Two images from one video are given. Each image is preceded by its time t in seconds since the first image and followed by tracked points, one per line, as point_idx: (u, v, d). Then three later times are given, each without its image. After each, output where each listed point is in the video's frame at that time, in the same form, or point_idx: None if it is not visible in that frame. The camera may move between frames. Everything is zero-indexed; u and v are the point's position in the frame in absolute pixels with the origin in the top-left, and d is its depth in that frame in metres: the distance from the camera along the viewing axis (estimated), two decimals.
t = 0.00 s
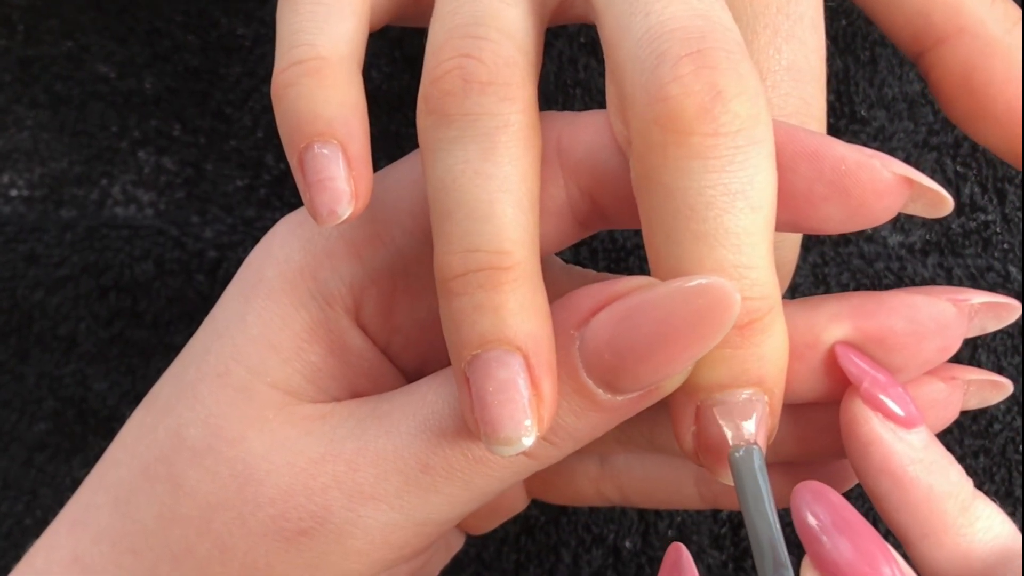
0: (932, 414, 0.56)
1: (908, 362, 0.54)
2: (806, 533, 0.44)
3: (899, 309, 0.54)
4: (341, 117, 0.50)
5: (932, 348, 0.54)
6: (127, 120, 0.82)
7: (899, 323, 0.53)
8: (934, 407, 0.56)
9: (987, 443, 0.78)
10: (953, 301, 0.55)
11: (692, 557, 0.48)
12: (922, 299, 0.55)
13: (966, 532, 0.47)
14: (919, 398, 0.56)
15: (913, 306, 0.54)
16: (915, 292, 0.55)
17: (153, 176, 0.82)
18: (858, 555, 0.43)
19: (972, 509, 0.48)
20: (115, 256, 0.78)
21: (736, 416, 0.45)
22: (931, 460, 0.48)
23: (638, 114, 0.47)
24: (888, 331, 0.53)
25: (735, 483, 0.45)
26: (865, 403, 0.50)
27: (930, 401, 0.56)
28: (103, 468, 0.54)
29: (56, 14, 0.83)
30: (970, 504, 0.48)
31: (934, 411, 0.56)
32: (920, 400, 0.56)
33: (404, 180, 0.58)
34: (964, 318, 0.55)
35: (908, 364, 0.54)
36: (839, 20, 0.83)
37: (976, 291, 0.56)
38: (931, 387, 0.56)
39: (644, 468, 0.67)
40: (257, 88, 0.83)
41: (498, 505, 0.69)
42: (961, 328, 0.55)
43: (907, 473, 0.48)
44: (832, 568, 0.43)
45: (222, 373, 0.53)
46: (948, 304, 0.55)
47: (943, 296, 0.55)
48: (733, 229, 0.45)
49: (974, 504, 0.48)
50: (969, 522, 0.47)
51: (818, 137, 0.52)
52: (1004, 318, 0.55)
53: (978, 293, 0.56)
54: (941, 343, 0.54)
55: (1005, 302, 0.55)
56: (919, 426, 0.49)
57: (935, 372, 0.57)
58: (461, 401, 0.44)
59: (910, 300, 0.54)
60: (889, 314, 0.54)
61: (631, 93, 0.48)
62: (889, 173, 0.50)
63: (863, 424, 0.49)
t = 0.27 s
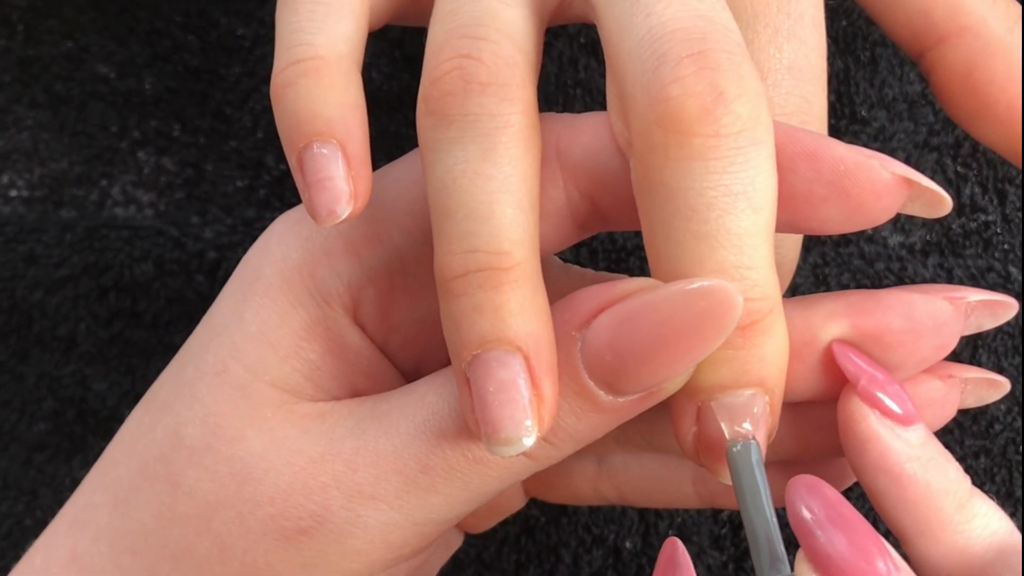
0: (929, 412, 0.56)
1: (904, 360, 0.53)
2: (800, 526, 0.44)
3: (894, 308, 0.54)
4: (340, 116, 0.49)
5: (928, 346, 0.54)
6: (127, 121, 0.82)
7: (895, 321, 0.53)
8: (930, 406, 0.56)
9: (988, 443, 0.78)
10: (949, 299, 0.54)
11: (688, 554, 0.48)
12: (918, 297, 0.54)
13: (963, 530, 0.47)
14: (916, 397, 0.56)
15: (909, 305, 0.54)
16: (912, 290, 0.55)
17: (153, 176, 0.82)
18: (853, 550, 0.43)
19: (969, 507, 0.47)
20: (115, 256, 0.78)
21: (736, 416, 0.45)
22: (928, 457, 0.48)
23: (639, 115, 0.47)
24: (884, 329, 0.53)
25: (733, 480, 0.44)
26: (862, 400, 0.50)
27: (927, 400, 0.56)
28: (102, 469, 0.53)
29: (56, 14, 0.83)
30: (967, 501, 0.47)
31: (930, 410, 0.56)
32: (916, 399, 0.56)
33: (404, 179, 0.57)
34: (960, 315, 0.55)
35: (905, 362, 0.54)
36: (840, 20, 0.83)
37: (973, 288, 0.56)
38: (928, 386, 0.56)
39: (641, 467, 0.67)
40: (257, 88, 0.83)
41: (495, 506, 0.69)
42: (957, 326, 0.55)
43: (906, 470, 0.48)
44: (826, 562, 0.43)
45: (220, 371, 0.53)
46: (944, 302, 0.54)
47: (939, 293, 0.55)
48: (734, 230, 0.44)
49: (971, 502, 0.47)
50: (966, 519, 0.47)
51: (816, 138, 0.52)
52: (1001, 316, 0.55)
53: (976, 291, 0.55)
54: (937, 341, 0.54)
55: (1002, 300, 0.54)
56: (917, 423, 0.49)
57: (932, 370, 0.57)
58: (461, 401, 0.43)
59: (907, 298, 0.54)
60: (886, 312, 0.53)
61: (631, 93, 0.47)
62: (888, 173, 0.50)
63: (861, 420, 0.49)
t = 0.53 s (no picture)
0: (924, 417, 0.56)
1: (897, 365, 0.54)
2: (826, 542, 0.44)
3: (888, 313, 0.54)
4: (340, 115, 0.49)
5: (922, 351, 0.54)
6: (127, 120, 0.82)
7: (888, 326, 0.53)
8: (926, 411, 0.56)
9: (987, 442, 0.78)
10: (944, 306, 0.55)
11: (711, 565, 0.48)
12: (912, 304, 0.55)
13: (963, 532, 0.47)
14: (911, 402, 0.56)
15: (903, 310, 0.54)
16: (907, 296, 0.56)
17: (153, 176, 0.82)
18: (880, 564, 0.43)
19: (969, 509, 0.48)
20: (115, 256, 0.78)
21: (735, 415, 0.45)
22: (927, 461, 0.48)
23: (640, 113, 0.47)
24: (877, 335, 0.54)
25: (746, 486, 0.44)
26: (859, 405, 0.50)
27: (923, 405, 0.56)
28: (103, 466, 0.54)
29: (56, 14, 0.83)
30: (966, 504, 0.48)
31: (926, 416, 0.56)
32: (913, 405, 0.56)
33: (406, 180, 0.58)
34: (954, 323, 0.55)
35: (899, 366, 0.54)
36: (839, 20, 0.83)
37: (968, 297, 0.56)
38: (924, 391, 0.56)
39: (638, 467, 0.67)
40: (257, 87, 0.83)
41: (493, 505, 0.69)
42: (951, 334, 0.55)
43: (906, 474, 0.48)
44: None
45: (219, 368, 0.53)
46: (939, 309, 0.55)
47: (934, 301, 0.55)
48: (734, 228, 0.45)
49: (970, 504, 0.48)
50: (966, 521, 0.48)
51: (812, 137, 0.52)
52: (997, 324, 0.55)
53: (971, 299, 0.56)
54: (931, 348, 0.54)
55: (998, 309, 0.55)
56: (913, 428, 0.49)
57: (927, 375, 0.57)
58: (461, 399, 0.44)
59: (901, 304, 0.55)
60: (879, 317, 0.54)
61: (632, 92, 0.47)
62: (883, 175, 0.50)
63: (859, 426, 0.49)
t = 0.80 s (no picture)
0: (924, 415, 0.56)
1: (898, 362, 0.54)
2: (804, 531, 0.44)
3: (889, 310, 0.54)
4: (342, 117, 0.49)
5: (923, 349, 0.54)
6: (126, 120, 0.82)
7: (890, 323, 0.53)
8: (926, 409, 0.56)
9: (987, 443, 0.78)
10: (944, 303, 0.55)
11: (693, 558, 0.48)
12: (912, 301, 0.55)
13: (963, 529, 0.47)
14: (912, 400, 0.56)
15: (904, 308, 0.54)
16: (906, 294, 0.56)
17: (152, 176, 0.82)
18: (857, 552, 0.43)
19: (969, 506, 0.48)
20: (115, 256, 0.78)
21: (737, 419, 0.45)
22: (926, 457, 0.48)
23: (642, 116, 0.47)
24: (878, 332, 0.53)
25: (736, 482, 0.45)
26: (859, 402, 0.50)
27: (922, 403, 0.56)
28: (104, 467, 0.54)
29: (56, 14, 0.83)
30: (966, 500, 0.48)
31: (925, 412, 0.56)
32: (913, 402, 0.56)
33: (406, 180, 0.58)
34: (954, 319, 0.55)
35: (901, 364, 0.54)
36: (840, 20, 0.82)
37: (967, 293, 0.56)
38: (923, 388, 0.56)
39: (637, 468, 0.67)
40: (257, 87, 0.83)
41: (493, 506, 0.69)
42: (951, 329, 0.55)
43: (904, 471, 0.48)
44: (832, 568, 0.43)
45: (219, 369, 0.53)
46: (939, 305, 0.55)
47: (934, 298, 0.55)
48: (737, 231, 0.45)
49: (970, 501, 0.48)
50: (965, 518, 0.47)
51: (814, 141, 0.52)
52: (995, 321, 0.55)
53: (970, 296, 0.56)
54: (932, 345, 0.54)
55: (997, 305, 0.55)
56: (913, 424, 0.49)
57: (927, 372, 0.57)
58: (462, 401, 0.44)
59: (901, 301, 0.55)
60: (880, 315, 0.54)
61: (634, 95, 0.47)
62: (883, 182, 0.50)
63: (859, 423, 0.49)
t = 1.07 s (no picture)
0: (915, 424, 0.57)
1: (888, 372, 0.54)
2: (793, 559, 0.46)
3: (880, 321, 0.54)
4: (354, 118, 0.49)
5: (914, 360, 0.54)
6: (127, 120, 0.82)
7: (881, 333, 0.54)
8: (918, 419, 0.57)
9: (987, 443, 0.78)
10: (936, 318, 0.56)
11: None
12: (905, 314, 0.55)
13: (954, 539, 0.47)
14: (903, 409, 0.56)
15: (894, 319, 0.55)
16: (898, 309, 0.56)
17: (153, 176, 0.82)
18: None
19: (959, 516, 0.47)
20: (115, 256, 0.78)
21: (749, 420, 0.45)
22: (915, 466, 0.48)
23: (657, 117, 0.47)
24: (870, 342, 0.54)
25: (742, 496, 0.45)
26: (849, 410, 0.50)
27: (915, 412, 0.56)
28: (114, 467, 0.54)
29: (56, 14, 0.83)
30: (956, 511, 0.48)
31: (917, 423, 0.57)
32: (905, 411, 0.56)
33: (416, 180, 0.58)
34: (945, 335, 0.56)
35: (890, 374, 0.54)
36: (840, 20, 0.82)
37: (959, 311, 0.57)
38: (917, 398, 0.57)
39: (631, 466, 0.67)
40: (257, 87, 0.83)
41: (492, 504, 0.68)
42: (942, 343, 0.56)
43: (895, 479, 0.48)
44: None
45: (228, 367, 0.53)
46: (931, 321, 0.56)
47: (926, 313, 0.56)
48: (752, 233, 0.45)
49: (960, 512, 0.48)
50: (956, 528, 0.47)
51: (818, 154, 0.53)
52: (986, 338, 0.56)
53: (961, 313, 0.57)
54: (923, 358, 0.55)
55: (988, 324, 0.56)
56: (904, 433, 0.49)
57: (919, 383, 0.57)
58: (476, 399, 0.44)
59: (893, 314, 0.55)
60: (871, 326, 0.54)
61: (650, 96, 0.47)
62: (864, 216, 0.51)
63: (849, 429, 0.49)
